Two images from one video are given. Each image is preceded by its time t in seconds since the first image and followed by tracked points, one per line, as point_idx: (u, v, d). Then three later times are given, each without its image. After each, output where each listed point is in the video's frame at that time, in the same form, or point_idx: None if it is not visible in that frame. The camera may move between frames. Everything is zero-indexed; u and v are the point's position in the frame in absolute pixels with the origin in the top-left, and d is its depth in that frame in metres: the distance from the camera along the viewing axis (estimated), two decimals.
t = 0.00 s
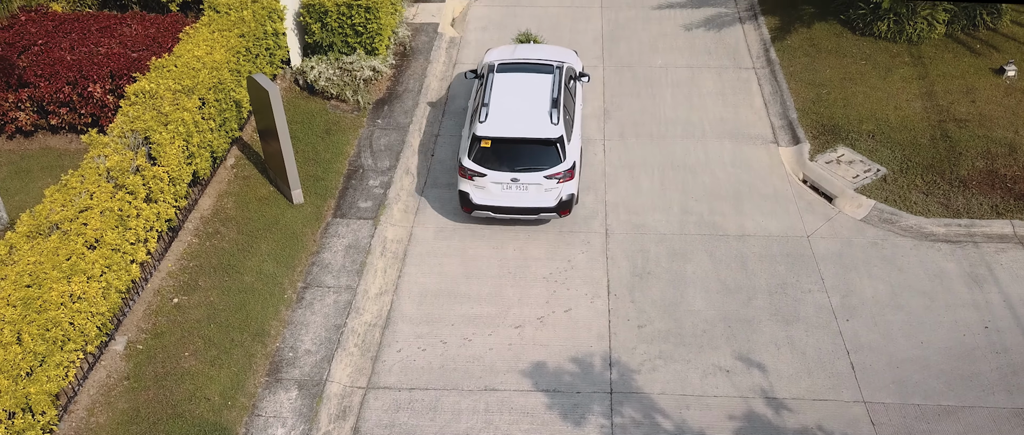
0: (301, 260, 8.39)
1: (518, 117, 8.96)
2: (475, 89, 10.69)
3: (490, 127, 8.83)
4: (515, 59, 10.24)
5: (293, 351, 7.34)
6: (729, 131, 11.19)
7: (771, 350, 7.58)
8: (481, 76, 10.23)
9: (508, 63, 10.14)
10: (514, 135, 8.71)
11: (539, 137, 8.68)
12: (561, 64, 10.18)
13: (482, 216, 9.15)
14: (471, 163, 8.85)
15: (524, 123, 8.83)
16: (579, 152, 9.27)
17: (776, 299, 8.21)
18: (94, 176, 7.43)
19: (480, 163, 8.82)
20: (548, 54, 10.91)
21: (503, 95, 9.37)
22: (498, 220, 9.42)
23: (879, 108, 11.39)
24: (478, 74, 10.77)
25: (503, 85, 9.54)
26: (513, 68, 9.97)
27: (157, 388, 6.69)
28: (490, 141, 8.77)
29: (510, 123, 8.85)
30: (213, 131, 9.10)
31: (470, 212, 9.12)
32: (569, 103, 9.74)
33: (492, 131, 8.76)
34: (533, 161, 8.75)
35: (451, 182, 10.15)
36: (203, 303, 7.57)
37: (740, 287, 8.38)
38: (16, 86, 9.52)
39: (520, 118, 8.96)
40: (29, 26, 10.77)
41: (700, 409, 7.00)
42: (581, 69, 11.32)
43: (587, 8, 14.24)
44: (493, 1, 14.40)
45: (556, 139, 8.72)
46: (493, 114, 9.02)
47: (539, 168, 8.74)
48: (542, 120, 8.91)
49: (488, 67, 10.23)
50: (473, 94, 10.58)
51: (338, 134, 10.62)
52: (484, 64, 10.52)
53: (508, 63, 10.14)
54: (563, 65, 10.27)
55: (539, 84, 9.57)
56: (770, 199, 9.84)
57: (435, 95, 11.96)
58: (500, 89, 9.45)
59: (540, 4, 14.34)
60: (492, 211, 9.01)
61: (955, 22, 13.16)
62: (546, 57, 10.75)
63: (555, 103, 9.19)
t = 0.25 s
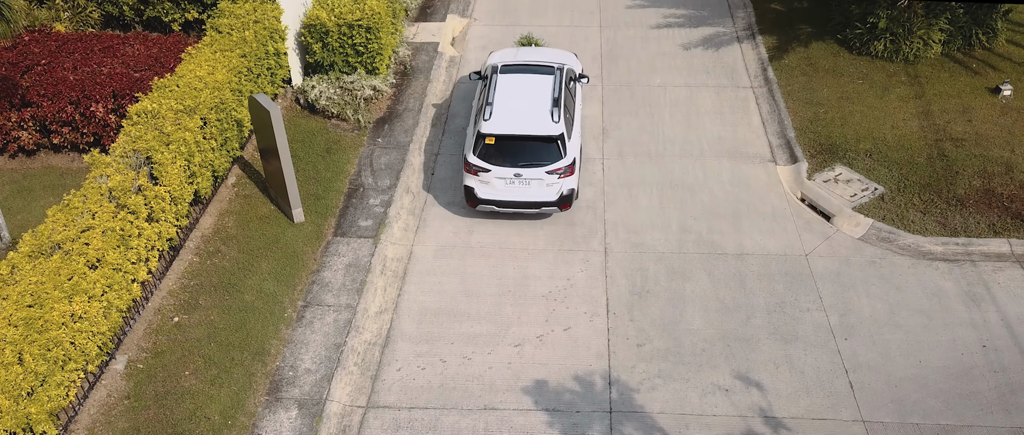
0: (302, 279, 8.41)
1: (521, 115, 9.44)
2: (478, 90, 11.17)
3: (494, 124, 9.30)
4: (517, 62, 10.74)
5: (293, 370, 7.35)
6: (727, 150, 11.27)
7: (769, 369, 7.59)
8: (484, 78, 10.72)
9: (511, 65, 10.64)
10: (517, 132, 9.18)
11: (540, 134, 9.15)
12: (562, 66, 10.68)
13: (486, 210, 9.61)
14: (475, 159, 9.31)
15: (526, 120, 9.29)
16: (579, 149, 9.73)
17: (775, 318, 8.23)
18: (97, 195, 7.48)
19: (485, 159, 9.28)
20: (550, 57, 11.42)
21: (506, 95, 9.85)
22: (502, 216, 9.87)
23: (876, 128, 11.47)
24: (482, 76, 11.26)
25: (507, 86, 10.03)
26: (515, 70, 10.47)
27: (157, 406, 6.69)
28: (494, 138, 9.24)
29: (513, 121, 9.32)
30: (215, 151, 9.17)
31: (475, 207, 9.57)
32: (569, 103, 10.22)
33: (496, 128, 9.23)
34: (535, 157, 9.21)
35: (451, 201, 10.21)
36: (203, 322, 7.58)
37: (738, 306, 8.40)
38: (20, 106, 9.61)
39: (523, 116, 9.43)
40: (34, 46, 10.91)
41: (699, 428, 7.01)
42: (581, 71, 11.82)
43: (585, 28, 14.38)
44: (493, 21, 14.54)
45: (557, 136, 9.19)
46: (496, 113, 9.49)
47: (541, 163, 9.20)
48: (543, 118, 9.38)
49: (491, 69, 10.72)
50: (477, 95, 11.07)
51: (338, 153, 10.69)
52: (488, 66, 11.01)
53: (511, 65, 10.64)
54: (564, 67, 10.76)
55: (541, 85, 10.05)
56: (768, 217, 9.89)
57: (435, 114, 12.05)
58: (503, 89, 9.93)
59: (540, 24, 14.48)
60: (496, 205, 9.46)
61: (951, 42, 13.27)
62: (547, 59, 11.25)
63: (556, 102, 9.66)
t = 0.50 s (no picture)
0: (302, 294, 8.43)
1: (522, 114, 9.89)
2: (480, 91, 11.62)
3: (496, 123, 9.75)
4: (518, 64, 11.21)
5: (292, 386, 7.37)
6: (725, 166, 11.33)
7: (768, 385, 7.62)
8: (486, 80, 11.18)
9: (513, 67, 11.11)
10: (518, 130, 9.63)
11: (541, 132, 9.60)
12: (561, 68, 11.15)
13: (489, 206, 10.03)
14: (478, 157, 9.74)
15: (527, 119, 9.74)
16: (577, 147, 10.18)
17: (773, 333, 8.25)
18: (98, 212, 7.54)
19: (487, 156, 9.72)
20: (549, 59, 11.89)
21: (507, 95, 10.31)
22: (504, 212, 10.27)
23: (873, 144, 11.54)
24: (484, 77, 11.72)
25: (508, 87, 10.49)
26: (516, 71, 10.94)
27: (156, 423, 6.75)
28: (496, 136, 9.69)
29: (515, 119, 9.78)
30: (216, 167, 9.24)
31: (477, 202, 9.98)
32: (568, 103, 10.68)
33: (498, 127, 9.68)
34: (535, 154, 9.66)
35: (450, 217, 10.27)
36: (203, 338, 7.63)
37: (737, 322, 8.42)
38: (21, 122, 9.67)
39: (524, 115, 9.88)
40: (36, 62, 10.99)
41: None
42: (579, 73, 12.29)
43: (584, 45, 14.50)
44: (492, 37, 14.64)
45: (556, 134, 9.64)
46: (498, 112, 9.95)
47: (541, 160, 9.64)
48: (543, 117, 9.84)
49: (493, 71, 11.19)
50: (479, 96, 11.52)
51: (338, 169, 10.74)
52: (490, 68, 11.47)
53: (512, 67, 11.11)
54: (563, 69, 11.23)
55: (541, 86, 10.52)
56: (766, 233, 9.93)
57: (435, 130, 12.12)
58: (505, 90, 10.40)
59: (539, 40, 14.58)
60: (498, 201, 9.87)
61: (948, 59, 13.38)
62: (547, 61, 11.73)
63: (555, 101, 10.13)
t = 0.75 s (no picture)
0: (302, 313, 8.44)
1: (524, 116, 10.43)
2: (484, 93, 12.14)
3: (499, 123, 10.28)
4: (519, 68, 11.77)
5: (292, 404, 7.37)
6: (724, 184, 11.40)
7: (767, 403, 7.64)
8: (489, 83, 11.73)
9: (515, 71, 11.65)
10: (520, 130, 10.16)
11: (542, 132, 10.13)
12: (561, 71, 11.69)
13: (492, 203, 10.52)
14: (482, 155, 10.25)
15: (529, 120, 10.28)
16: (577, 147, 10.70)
17: (772, 352, 8.27)
18: (99, 231, 7.57)
19: (490, 154, 10.24)
20: (550, 64, 12.44)
21: (510, 97, 10.85)
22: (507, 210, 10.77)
23: (871, 162, 11.61)
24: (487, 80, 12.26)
25: (511, 89, 11.03)
26: (518, 75, 11.49)
27: None
28: (499, 135, 10.22)
29: (517, 120, 10.31)
30: (217, 185, 9.30)
31: (481, 200, 10.48)
32: (568, 105, 11.22)
33: (501, 127, 10.22)
34: (537, 153, 10.18)
35: (450, 235, 10.33)
36: (203, 356, 7.65)
37: (736, 340, 8.44)
38: (24, 141, 9.74)
39: (526, 116, 10.41)
40: (39, 81, 11.09)
41: None
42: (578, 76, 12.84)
43: (582, 63, 14.62)
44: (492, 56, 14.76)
45: (557, 134, 10.17)
46: (502, 113, 10.48)
47: (542, 159, 10.15)
48: (545, 118, 10.37)
49: (496, 75, 11.74)
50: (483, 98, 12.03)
51: (338, 187, 10.80)
52: (493, 71, 12.01)
53: (515, 71, 11.65)
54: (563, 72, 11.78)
55: (542, 89, 11.06)
56: (765, 251, 9.97)
57: (435, 148, 12.19)
58: (508, 93, 10.93)
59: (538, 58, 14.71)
60: (501, 199, 10.36)
61: (944, 77, 13.49)
62: (548, 65, 12.27)
63: (556, 103, 10.68)
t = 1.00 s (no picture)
0: (302, 328, 8.46)
1: (525, 117, 10.88)
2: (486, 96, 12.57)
3: (501, 124, 10.70)
4: (520, 72, 12.22)
5: (292, 420, 7.37)
6: (722, 199, 11.45)
7: (766, 420, 7.66)
8: (490, 87, 12.18)
9: (516, 74, 12.10)
10: (521, 131, 10.60)
11: (542, 133, 10.57)
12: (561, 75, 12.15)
13: (494, 202, 10.95)
14: (485, 155, 10.68)
15: (530, 121, 10.72)
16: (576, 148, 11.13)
17: (771, 367, 8.30)
18: (100, 247, 7.60)
19: (493, 155, 10.66)
20: (550, 67, 12.89)
21: (511, 100, 11.30)
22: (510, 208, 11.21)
23: (868, 178, 11.68)
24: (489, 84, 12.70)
25: (512, 92, 11.48)
26: (520, 78, 11.94)
27: None
28: (501, 136, 10.65)
29: (518, 121, 10.75)
30: (218, 202, 9.35)
31: (484, 198, 10.90)
32: (567, 108, 11.67)
33: (503, 128, 10.65)
34: (537, 153, 10.61)
35: (450, 250, 10.37)
36: (203, 372, 7.69)
37: (735, 356, 8.46)
38: (25, 157, 9.80)
39: (527, 118, 10.85)
40: (41, 98, 11.17)
41: None
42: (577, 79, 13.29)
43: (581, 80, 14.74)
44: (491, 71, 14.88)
45: (557, 135, 10.61)
46: (503, 115, 10.91)
47: (543, 158, 10.58)
48: (545, 119, 10.81)
49: (497, 78, 12.19)
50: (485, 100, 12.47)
51: (338, 203, 10.85)
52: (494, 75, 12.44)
53: (515, 74, 12.10)
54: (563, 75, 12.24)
55: (543, 92, 11.51)
56: (763, 267, 10.01)
57: (435, 164, 12.25)
58: (509, 95, 11.38)
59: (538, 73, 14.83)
60: (504, 197, 10.78)
61: (941, 93, 13.59)
62: (547, 68, 12.72)
63: (555, 105, 11.13)
